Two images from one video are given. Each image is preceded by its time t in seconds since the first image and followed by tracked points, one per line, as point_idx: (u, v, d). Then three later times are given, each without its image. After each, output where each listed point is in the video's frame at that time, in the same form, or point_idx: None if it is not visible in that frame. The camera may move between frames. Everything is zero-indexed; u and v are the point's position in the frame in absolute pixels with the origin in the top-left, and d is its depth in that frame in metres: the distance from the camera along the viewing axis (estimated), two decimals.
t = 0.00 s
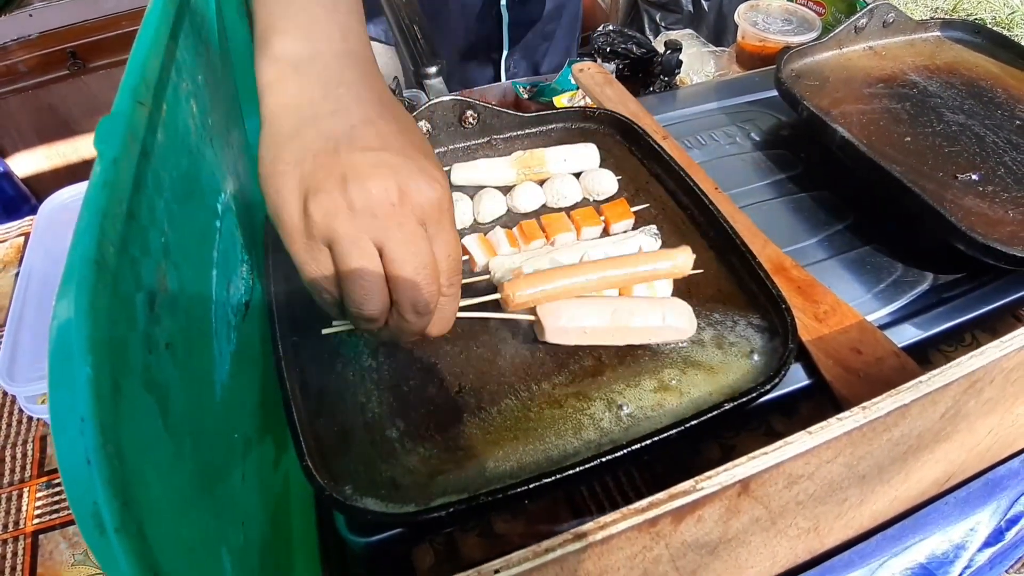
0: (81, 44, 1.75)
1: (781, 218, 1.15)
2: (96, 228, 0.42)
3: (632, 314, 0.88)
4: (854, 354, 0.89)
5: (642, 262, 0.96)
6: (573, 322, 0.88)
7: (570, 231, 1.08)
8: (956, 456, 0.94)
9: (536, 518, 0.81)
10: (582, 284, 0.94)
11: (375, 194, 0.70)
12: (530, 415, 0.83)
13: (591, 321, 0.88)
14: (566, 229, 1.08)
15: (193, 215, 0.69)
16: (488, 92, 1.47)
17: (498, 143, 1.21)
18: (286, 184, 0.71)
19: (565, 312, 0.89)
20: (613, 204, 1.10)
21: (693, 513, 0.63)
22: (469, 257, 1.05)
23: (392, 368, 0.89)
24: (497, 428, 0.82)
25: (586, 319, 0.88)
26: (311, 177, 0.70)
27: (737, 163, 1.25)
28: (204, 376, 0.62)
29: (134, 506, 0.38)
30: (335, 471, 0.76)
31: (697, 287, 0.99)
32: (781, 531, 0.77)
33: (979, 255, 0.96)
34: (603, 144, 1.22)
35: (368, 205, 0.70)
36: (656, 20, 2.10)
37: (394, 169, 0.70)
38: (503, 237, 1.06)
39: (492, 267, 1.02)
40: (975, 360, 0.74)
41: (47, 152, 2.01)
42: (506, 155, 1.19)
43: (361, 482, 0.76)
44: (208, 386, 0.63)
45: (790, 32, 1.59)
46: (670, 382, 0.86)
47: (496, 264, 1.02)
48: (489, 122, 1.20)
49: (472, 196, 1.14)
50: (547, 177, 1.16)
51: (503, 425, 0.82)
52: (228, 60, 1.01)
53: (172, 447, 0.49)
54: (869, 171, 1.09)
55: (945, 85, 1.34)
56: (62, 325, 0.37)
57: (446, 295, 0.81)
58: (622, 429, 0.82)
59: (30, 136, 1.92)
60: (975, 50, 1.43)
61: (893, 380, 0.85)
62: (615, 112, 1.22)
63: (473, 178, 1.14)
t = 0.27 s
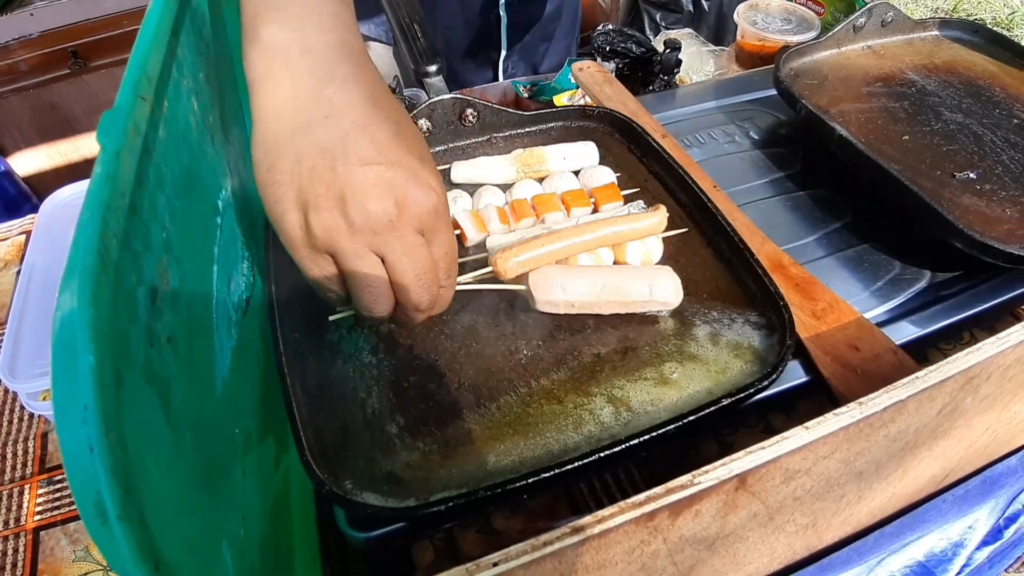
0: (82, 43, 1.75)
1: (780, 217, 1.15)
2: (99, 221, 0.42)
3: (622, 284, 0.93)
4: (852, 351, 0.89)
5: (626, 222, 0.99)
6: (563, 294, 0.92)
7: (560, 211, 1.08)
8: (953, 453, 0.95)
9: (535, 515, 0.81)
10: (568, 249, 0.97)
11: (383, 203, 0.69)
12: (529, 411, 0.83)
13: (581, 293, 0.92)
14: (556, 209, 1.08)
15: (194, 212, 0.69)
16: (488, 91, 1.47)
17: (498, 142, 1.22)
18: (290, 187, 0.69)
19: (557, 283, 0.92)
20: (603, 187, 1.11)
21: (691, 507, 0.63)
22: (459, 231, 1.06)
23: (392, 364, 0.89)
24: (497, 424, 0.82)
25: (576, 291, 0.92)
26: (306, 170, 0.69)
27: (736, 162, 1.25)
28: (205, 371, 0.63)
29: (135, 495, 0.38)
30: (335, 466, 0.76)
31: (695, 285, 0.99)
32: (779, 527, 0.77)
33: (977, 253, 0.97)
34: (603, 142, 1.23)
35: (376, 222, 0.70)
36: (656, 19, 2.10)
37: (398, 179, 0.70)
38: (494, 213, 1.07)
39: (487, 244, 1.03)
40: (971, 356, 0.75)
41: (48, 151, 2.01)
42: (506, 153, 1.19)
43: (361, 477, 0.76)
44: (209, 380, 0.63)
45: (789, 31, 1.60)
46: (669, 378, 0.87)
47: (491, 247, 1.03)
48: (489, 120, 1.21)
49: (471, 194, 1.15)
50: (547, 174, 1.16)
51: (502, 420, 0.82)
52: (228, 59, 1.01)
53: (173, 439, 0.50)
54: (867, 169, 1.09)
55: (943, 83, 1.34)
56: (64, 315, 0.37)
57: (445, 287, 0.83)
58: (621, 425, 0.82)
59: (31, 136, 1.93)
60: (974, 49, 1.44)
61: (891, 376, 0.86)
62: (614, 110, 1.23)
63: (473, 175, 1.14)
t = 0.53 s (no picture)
0: (84, 43, 1.76)
1: (780, 217, 1.16)
2: (107, 220, 0.43)
3: (629, 284, 0.93)
4: (851, 350, 0.90)
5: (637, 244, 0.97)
6: (577, 307, 0.91)
7: (561, 211, 1.09)
8: (952, 452, 0.95)
9: (536, 514, 0.82)
10: (577, 272, 0.95)
11: (404, 216, 0.70)
12: (531, 410, 0.84)
13: (592, 301, 0.92)
14: (557, 210, 1.09)
15: (199, 212, 0.70)
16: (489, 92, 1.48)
17: (499, 142, 1.22)
18: (298, 198, 0.70)
19: (566, 297, 0.92)
20: (604, 187, 1.11)
21: (691, 505, 0.64)
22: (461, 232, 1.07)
23: (394, 363, 0.89)
24: (498, 422, 0.83)
25: (590, 303, 0.92)
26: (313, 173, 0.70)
27: (736, 162, 1.26)
28: (209, 370, 0.63)
29: (145, 490, 0.39)
30: (337, 464, 0.77)
31: (696, 285, 1.00)
32: (778, 525, 0.78)
33: (976, 253, 0.97)
34: (603, 143, 1.23)
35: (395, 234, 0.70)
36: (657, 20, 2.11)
37: (412, 191, 0.71)
38: (495, 214, 1.07)
39: (490, 246, 1.04)
40: (970, 355, 0.75)
41: (50, 151, 2.01)
42: (507, 154, 1.20)
43: (363, 475, 0.77)
44: (213, 379, 0.64)
45: (789, 32, 1.60)
46: (669, 378, 0.87)
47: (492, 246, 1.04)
48: (490, 120, 1.22)
49: (473, 194, 1.15)
50: (548, 175, 1.17)
51: (504, 419, 0.83)
52: (231, 60, 1.02)
53: (179, 437, 0.50)
54: (866, 170, 1.10)
55: (943, 84, 1.35)
56: (75, 312, 0.38)
57: (460, 308, 0.82)
58: (621, 423, 0.83)
59: (32, 135, 1.93)
60: (974, 50, 1.44)
61: (890, 376, 0.86)
62: (614, 111, 1.23)
63: (475, 176, 1.14)
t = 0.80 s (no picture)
0: (86, 44, 1.76)
1: (781, 216, 1.16)
2: (120, 218, 0.44)
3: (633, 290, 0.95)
4: (852, 349, 0.90)
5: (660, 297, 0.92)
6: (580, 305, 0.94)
7: (563, 211, 1.10)
8: (953, 450, 0.96)
9: (539, 511, 0.82)
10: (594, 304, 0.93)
11: (418, 229, 0.70)
12: (534, 408, 0.85)
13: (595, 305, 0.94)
14: (559, 210, 1.10)
15: (205, 212, 0.70)
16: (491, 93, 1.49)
17: (502, 142, 1.23)
18: (303, 198, 0.71)
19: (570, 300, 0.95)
20: (606, 187, 1.12)
21: (693, 501, 0.64)
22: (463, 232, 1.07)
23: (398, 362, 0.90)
24: (501, 420, 0.83)
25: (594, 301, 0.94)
26: (320, 182, 0.71)
27: (737, 162, 1.26)
28: (216, 367, 0.64)
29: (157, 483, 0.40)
30: (341, 461, 0.78)
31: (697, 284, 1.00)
32: (780, 523, 0.79)
33: (976, 253, 0.98)
34: (605, 143, 1.24)
35: (407, 247, 0.71)
36: (658, 20, 2.11)
37: (425, 206, 0.71)
38: (498, 214, 1.08)
39: (492, 245, 1.05)
40: (970, 353, 0.76)
41: (52, 151, 2.02)
42: (509, 154, 1.20)
43: (367, 472, 0.77)
44: (219, 377, 0.64)
45: (790, 33, 1.61)
46: (671, 377, 0.88)
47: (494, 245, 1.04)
48: (492, 121, 1.22)
49: (475, 194, 1.16)
50: (549, 175, 1.17)
51: (506, 417, 0.84)
52: (236, 61, 1.03)
53: (187, 433, 0.51)
54: (867, 169, 1.10)
55: (943, 84, 1.36)
56: (87, 307, 0.39)
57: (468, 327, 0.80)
58: (623, 421, 0.83)
59: (33, 136, 1.93)
60: (974, 50, 1.45)
61: (890, 374, 0.87)
62: (616, 111, 1.24)
63: (477, 176, 1.15)
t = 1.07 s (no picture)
0: (90, 44, 1.76)
1: (783, 217, 1.17)
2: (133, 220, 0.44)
3: (638, 296, 0.94)
4: (854, 350, 0.91)
5: (667, 328, 0.90)
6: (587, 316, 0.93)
7: (566, 212, 1.10)
8: (954, 451, 0.96)
9: (542, 511, 0.83)
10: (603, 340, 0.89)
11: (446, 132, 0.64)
12: (538, 408, 0.85)
13: (601, 312, 0.92)
14: (562, 211, 1.10)
15: (212, 213, 0.71)
16: (493, 93, 1.49)
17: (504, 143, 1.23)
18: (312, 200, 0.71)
19: (575, 309, 0.92)
20: (609, 188, 1.12)
21: (697, 501, 0.65)
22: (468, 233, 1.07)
23: (402, 362, 0.90)
24: (505, 420, 0.84)
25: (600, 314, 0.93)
26: (337, 97, 0.66)
27: (739, 164, 1.27)
28: (223, 367, 0.65)
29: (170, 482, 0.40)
30: (347, 461, 0.78)
31: (700, 285, 1.01)
32: (782, 523, 0.79)
33: (978, 254, 0.98)
34: (608, 144, 1.24)
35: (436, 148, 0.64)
36: (659, 22, 2.09)
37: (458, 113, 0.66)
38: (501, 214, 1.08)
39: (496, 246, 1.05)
40: (972, 354, 0.76)
41: (54, 152, 2.02)
42: (512, 155, 1.21)
43: (372, 472, 0.78)
44: (226, 377, 0.65)
45: (792, 34, 1.61)
46: (674, 378, 0.88)
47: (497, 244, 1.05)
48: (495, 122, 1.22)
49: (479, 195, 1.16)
50: (552, 176, 1.18)
51: (510, 417, 0.84)
52: (240, 63, 1.03)
53: (195, 432, 0.52)
54: (869, 171, 1.11)
55: (944, 86, 1.36)
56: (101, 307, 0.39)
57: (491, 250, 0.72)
58: (628, 422, 0.83)
59: (35, 137, 1.93)
60: (975, 52, 1.45)
61: (893, 375, 0.87)
62: (619, 113, 1.24)
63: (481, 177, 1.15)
